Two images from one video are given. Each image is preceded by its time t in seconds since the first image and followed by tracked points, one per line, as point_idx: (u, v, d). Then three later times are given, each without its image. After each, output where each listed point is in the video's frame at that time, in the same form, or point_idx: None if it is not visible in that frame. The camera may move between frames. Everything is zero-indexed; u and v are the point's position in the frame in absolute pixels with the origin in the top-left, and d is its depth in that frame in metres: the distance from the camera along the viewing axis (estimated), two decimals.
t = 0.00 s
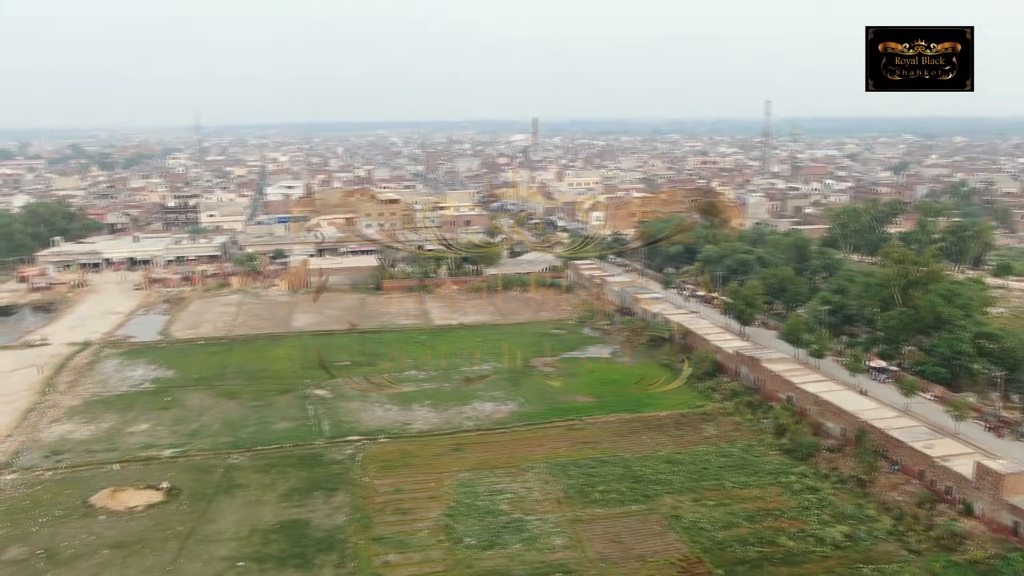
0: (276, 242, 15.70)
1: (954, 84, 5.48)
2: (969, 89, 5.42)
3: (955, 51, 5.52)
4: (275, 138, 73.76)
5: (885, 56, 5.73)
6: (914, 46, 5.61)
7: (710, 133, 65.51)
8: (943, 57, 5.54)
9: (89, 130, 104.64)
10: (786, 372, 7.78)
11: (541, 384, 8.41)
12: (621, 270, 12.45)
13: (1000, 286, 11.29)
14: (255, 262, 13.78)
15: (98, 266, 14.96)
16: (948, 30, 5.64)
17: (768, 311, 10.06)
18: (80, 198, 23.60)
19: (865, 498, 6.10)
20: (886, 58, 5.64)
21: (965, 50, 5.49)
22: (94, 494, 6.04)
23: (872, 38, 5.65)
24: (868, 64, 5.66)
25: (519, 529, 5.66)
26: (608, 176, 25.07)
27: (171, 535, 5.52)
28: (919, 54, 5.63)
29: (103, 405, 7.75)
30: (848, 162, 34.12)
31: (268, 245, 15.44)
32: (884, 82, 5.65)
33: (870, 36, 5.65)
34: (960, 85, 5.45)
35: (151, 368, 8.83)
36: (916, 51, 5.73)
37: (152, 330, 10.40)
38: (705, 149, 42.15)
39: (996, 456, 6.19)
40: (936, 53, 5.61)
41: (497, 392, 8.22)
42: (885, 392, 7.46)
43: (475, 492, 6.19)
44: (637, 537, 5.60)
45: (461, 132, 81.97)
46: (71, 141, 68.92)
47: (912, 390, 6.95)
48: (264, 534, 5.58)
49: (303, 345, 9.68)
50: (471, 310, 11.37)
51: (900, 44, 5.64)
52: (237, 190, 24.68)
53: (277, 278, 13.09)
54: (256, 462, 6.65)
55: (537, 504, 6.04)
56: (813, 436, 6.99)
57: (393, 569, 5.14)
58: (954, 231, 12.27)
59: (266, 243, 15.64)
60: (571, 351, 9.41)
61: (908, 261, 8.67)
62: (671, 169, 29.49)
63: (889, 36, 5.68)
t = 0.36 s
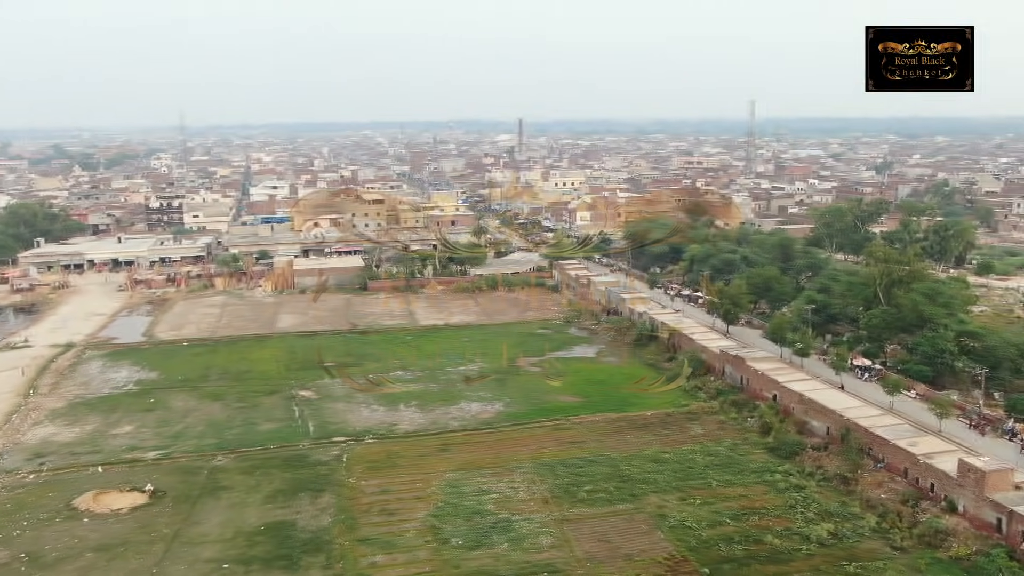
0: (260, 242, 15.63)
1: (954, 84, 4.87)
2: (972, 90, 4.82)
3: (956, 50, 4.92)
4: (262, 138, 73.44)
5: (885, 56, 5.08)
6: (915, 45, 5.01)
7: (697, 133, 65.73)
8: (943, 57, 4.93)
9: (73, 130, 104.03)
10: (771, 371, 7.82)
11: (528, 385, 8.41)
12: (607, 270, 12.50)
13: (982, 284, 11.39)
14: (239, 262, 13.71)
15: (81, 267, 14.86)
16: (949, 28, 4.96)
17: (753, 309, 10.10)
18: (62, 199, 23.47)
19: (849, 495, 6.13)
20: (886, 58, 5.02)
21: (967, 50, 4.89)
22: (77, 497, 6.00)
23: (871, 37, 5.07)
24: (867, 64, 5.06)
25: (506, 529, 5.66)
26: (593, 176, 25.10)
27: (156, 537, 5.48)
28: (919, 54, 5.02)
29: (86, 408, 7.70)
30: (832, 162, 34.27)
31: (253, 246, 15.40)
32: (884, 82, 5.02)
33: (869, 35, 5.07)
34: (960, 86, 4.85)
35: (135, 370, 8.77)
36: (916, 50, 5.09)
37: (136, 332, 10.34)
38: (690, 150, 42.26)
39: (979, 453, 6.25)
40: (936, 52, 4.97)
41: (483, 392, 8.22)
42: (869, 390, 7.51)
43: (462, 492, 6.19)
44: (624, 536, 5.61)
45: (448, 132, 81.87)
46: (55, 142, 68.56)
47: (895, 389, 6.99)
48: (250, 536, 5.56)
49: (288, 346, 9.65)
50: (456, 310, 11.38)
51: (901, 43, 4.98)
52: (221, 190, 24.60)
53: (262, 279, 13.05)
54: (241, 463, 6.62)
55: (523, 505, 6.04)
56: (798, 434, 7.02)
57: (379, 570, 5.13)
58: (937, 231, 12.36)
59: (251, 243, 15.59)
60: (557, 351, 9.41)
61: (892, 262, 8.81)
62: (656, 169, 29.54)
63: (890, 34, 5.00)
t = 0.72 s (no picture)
0: (245, 243, 15.56)
1: (954, 84, 5.35)
2: (969, 88, 5.30)
3: (955, 51, 5.43)
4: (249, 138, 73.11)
5: (885, 57, 5.62)
6: (915, 46, 5.52)
7: (684, 133, 65.94)
8: (943, 57, 5.44)
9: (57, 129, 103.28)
10: (756, 370, 7.85)
11: (514, 385, 8.41)
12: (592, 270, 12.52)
13: (963, 282, 11.48)
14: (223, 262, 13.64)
15: (63, 268, 14.75)
16: (949, 31, 5.49)
17: (738, 309, 10.15)
18: (43, 200, 23.27)
19: (834, 493, 6.17)
20: (886, 58, 5.55)
21: (965, 50, 5.39)
22: (60, 499, 5.96)
23: (872, 38, 5.59)
24: (868, 64, 5.59)
25: (492, 528, 5.66)
26: (578, 176, 25.12)
27: (140, 540, 5.45)
28: (919, 54, 5.52)
29: (69, 410, 7.64)
30: (816, 162, 34.43)
31: (238, 247, 15.33)
32: (884, 81, 5.57)
33: (870, 36, 5.59)
34: (959, 85, 5.33)
35: (118, 371, 8.72)
36: (916, 51, 5.61)
37: (119, 333, 10.27)
38: (675, 149, 42.36)
39: (961, 451, 6.30)
40: (936, 52, 5.49)
41: (469, 392, 8.22)
42: (853, 388, 7.56)
43: (448, 492, 6.18)
44: (610, 535, 5.62)
45: (436, 132, 81.75)
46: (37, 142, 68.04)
47: (879, 387, 7.04)
48: (236, 537, 5.53)
49: (273, 347, 9.61)
50: (442, 310, 11.39)
51: (900, 44, 5.54)
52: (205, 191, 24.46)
53: (246, 279, 13.00)
54: (226, 465, 6.59)
55: (510, 504, 6.04)
56: (783, 433, 7.05)
57: (366, 572, 5.12)
58: (920, 230, 12.45)
59: (236, 244, 15.53)
60: (543, 351, 9.41)
61: (875, 262, 8.82)
62: (641, 169, 29.59)
63: (890, 35, 5.56)
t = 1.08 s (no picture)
0: (230, 244, 15.49)
1: (954, 83, 5.84)
2: (969, 88, 5.78)
3: (955, 51, 5.90)
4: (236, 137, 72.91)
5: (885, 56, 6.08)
6: (914, 46, 5.98)
7: (671, 133, 66.09)
8: (943, 57, 5.91)
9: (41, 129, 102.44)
10: (741, 369, 7.89)
11: (500, 385, 8.41)
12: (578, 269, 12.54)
13: (946, 281, 11.58)
14: (208, 263, 13.56)
15: (45, 270, 14.63)
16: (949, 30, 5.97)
17: (723, 308, 10.19)
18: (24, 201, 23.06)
19: (819, 491, 6.19)
20: (886, 58, 6.02)
21: (965, 50, 5.86)
22: (42, 502, 5.91)
23: (873, 38, 6.04)
24: (869, 64, 6.06)
25: (478, 529, 5.66)
26: (564, 176, 25.14)
27: (124, 542, 5.42)
28: (919, 54, 5.99)
29: (51, 412, 7.59)
30: (801, 162, 34.57)
31: (222, 248, 15.25)
32: (884, 82, 6.05)
33: (871, 36, 6.04)
34: (959, 85, 5.81)
35: (101, 373, 8.66)
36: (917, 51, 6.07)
37: (102, 335, 10.20)
38: (661, 149, 42.44)
39: (944, 448, 6.35)
40: (936, 53, 5.96)
41: (455, 392, 8.21)
42: (837, 387, 7.60)
43: (434, 493, 6.17)
44: (596, 534, 5.63)
45: (422, 131, 81.63)
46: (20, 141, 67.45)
47: (863, 385, 7.08)
48: (221, 539, 5.51)
49: (258, 348, 9.57)
50: (427, 310, 11.38)
51: (901, 44, 6.01)
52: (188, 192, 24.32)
53: (231, 280, 12.95)
54: (210, 467, 6.57)
55: (495, 504, 6.04)
56: (768, 431, 7.08)
57: (352, 573, 5.10)
58: (903, 229, 12.54)
59: (220, 245, 15.45)
60: (529, 351, 9.42)
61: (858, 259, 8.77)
62: (626, 169, 29.61)
63: (890, 36, 6.02)
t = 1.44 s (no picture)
0: (214, 244, 15.41)
1: (954, 84, 5.29)
2: (969, 89, 5.24)
3: (955, 51, 5.36)
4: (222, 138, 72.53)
5: (885, 56, 5.56)
6: (915, 46, 5.44)
7: (659, 133, 66.26)
8: (943, 57, 5.37)
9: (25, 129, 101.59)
10: (727, 368, 7.92)
11: (486, 385, 8.41)
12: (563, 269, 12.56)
13: (929, 280, 11.65)
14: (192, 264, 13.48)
15: (27, 271, 14.51)
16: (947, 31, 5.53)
17: (709, 308, 10.23)
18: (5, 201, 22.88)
19: (804, 489, 6.23)
20: (886, 58, 5.47)
21: (966, 50, 5.31)
22: (25, 505, 5.86)
23: (872, 37, 5.49)
24: (868, 63, 5.50)
25: (465, 529, 5.66)
26: (549, 177, 25.15)
27: (108, 545, 5.38)
28: (919, 54, 5.45)
29: (34, 414, 7.53)
30: (786, 162, 34.72)
31: (207, 249, 15.18)
32: (884, 82, 5.51)
33: (870, 35, 5.49)
34: (959, 85, 5.27)
35: (85, 375, 8.61)
36: (916, 51, 5.56)
37: (86, 336, 10.14)
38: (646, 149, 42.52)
39: (928, 446, 6.40)
40: (935, 53, 5.44)
41: (441, 392, 8.21)
42: (822, 386, 7.65)
43: (421, 493, 6.17)
44: (583, 534, 5.64)
45: (408, 131, 81.47)
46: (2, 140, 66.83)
47: (847, 384, 7.12)
48: (206, 541, 5.48)
49: (243, 349, 9.53)
50: (413, 311, 11.37)
51: (901, 44, 5.46)
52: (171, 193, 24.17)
53: (215, 281, 12.90)
54: (195, 468, 6.53)
55: (482, 504, 6.04)
56: (754, 430, 7.11)
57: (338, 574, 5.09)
58: (886, 228, 12.61)
59: (204, 246, 15.39)
60: (515, 351, 9.41)
61: (843, 259, 8.92)
62: (612, 168, 29.64)
63: (889, 35, 5.50)
